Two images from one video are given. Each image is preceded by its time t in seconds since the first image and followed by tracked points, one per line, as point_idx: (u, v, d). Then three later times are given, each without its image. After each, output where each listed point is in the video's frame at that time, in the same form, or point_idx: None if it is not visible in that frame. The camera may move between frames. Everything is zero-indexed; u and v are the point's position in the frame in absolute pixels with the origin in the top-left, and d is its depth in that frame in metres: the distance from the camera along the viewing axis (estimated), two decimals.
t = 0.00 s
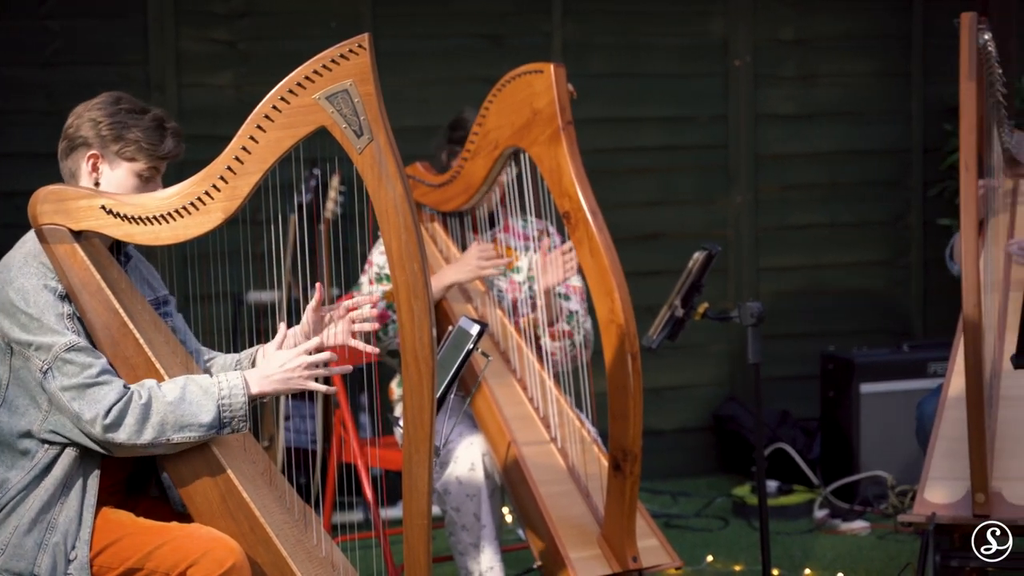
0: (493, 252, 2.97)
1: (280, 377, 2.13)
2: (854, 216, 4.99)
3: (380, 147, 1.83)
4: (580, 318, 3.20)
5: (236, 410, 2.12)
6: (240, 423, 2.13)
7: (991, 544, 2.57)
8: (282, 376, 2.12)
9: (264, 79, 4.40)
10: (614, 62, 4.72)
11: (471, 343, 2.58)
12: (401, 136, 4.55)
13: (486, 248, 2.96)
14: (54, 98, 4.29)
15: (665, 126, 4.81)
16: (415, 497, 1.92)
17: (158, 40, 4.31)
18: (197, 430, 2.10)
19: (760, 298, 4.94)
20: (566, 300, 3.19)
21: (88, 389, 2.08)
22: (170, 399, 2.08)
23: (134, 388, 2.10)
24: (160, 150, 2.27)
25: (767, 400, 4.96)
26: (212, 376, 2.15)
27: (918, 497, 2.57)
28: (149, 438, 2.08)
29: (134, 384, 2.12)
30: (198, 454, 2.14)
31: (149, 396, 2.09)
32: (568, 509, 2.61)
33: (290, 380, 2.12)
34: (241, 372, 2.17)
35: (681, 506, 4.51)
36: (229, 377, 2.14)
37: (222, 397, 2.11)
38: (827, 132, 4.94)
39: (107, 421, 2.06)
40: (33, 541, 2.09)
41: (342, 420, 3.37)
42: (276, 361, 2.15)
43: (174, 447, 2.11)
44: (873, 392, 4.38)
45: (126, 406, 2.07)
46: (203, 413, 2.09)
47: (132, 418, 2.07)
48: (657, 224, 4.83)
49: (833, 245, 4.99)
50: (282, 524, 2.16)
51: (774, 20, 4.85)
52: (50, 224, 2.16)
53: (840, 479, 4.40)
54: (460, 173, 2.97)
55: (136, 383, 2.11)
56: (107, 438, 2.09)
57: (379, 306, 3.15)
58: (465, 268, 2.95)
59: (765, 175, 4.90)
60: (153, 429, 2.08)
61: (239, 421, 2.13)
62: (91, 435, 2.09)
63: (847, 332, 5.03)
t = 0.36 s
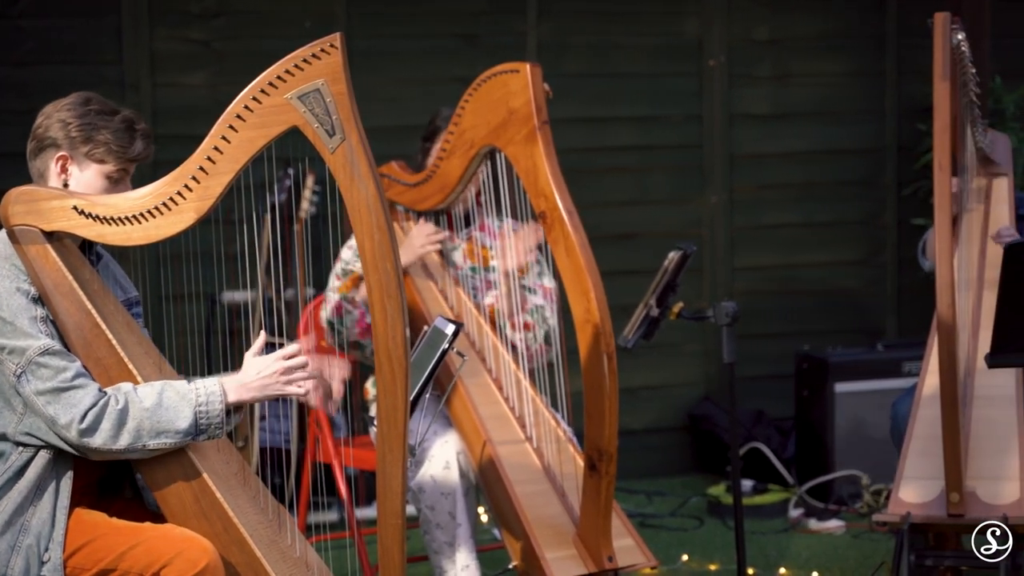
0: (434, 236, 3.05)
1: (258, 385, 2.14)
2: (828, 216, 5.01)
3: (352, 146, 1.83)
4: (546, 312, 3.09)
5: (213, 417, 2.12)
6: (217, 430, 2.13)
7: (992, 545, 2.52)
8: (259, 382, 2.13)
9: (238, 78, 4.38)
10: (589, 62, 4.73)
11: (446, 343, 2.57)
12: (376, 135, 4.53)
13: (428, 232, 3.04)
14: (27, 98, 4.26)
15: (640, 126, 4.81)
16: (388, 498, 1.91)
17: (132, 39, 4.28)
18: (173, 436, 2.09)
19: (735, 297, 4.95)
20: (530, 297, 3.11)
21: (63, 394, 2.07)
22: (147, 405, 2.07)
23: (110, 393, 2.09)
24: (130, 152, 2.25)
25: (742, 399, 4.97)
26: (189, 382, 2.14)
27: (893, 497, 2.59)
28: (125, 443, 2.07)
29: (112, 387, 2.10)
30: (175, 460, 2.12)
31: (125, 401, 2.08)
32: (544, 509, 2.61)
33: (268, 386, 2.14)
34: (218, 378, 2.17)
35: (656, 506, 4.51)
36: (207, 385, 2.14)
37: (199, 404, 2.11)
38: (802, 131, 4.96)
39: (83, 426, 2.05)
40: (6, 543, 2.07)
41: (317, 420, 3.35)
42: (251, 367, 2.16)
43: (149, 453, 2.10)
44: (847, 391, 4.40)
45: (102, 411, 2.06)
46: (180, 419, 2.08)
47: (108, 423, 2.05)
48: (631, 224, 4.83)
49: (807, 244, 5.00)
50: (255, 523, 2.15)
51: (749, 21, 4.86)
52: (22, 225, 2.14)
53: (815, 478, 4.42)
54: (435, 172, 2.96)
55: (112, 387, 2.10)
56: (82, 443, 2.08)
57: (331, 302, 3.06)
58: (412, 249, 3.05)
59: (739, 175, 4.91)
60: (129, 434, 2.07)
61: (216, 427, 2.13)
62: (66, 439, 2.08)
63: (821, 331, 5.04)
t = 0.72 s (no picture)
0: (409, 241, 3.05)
1: (229, 387, 2.13)
2: (801, 215, 5.03)
3: (328, 146, 1.82)
4: (501, 310, 3.14)
5: (187, 415, 2.11)
6: (191, 429, 2.12)
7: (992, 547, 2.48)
8: (233, 385, 2.13)
9: (211, 77, 4.35)
10: (562, 61, 4.73)
11: (420, 342, 2.55)
12: (348, 135, 4.51)
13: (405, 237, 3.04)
14: None
15: (614, 125, 4.82)
16: (363, 497, 1.91)
17: (104, 39, 4.26)
18: (147, 433, 2.08)
19: (708, 297, 4.96)
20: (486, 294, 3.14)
21: (37, 390, 2.06)
22: (121, 403, 2.07)
23: (84, 389, 2.08)
24: (105, 148, 2.22)
25: (715, 399, 4.98)
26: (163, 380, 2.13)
27: (865, 497, 2.62)
28: (99, 440, 2.06)
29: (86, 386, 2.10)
30: (150, 458, 2.13)
31: (100, 398, 2.07)
32: (517, 509, 2.60)
33: (241, 389, 2.14)
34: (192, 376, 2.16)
35: (629, 505, 4.52)
36: (181, 382, 2.12)
37: (173, 401, 2.10)
38: (775, 131, 4.98)
39: (56, 422, 2.04)
40: None
41: (291, 419, 3.33)
42: (224, 368, 2.15)
43: (122, 450, 2.10)
44: (820, 390, 4.41)
45: (76, 408, 2.06)
46: (154, 415, 2.08)
47: (82, 419, 2.05)
48: (605, 223, 4.83)
49: (780, 243, 5.02)
50: (229, 523, 2.15)
51: (722, 21, 4.87)
52: None
53: (787, 477, 4.44)
54: (408, 171, 2.94)
55: (85, 384, 2.09)
56: (57, 440, 2.07)
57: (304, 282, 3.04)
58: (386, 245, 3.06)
59: (712, 175, 4.92)
60: (103, 431, 2.06)
61: (190, 426, 2.12)
62: (41, 436, 2.08)
63: (794, 330, 5.06)
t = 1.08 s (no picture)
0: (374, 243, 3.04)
1: (176, 378, 2.12)
2: (773, 214, 5.05)
3: (296, 145, 1.81)
4: (470, 308, 3.07)
5: (145, 408, 2.10)
6: (151, 421, 2.11)
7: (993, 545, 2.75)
8: (177, 374, 2.12)
9: (182, 76, 4.32)
10: (534, 61, 4.73)
11: (392, 341, 2.54)
12: (320, 133, 4.49)
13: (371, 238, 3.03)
14: None
15: (586, 124, 4.82)
16: (333, 496, 1.91)
17: (75, 38, 4.22)
18: (108, 434, 2.08)
19: (679, 296, 4.97)
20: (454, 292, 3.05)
21: None
22: (77, 408, 2.06)
23: (42, 396, 2.08)
24: (85, 152, 2.24)
25: (686, 398, 4.99)
26: (118, 378, 2.12)
27: (837, 495, 2.64)
28: (62, 445, 2.07)
29: (44, 391, 2.09)
30: (115, 455, 2.12)
31: (57, 403, 2.07)
32: (488, 507, 2.59)
33: (185, 377, 2.12)
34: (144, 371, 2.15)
35: (601, 504, 4.52)
36: (135, 378, 2.12)
37: (129, 398, 2.10)
38: (746, 130, 4.99)
39: (16, 435, 2.05)
40: None
41: (262, 419, 3.31)
42: (170, 360, 2.14)
43: (87, 453, 2.10)
44: (791, 390, 4.43)
45: (33, 417, 2.06)
46: (112, 416, 2.07)
47: (41, 429, 2.06)
48: (576, 222, 4.84)
49: (751, 243, 5.04)
50: (199, 524, 2.15)
51: (694, 21, 4.89)
52: None
53: (759, 476, 4.46)
54: (380, 170, 2.92)
55: (44, 388, 2.09)
56: (21, 449, 2.09)
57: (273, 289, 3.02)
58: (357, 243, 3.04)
59: (684, 174, 4.94)
60: (64, 437, 2.06)
61: (150, 419, 2.11)
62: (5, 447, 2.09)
63: (766, 329, 5.08)
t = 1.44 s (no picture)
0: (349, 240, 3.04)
1: (129, 373, 2.12)
2: (741, 213, 5.06)
3: (261, 144, 1.79)
4: (453, 298, 3.06)
5: (103, 402, 2.09)
6: (110, 415, 2.10)
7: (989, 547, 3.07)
8: (132, 370, 2.11)
9: (149, 75, 4.29)
10: (503, 60, 4.73)
11: (360, 342, 2.53)
12: (288, 132, 4.47)
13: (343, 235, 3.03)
14: None
15: (555, 124, 4.82)
16: (300, 496, 1.90)
17: (42, 36, 4.18)
18: (66, 429, 2.06)
19: (648, 295, 4.98)
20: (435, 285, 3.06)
21: None
22: (34, 404, 2.05)
23: None
24: (50, 148, 2.22)
25: (655, 396, 5.00)
26: (74, 375, 2.11)
27: (805, 494, 2.65)
28: (20, 443, 2.05)
29: (2, 390, 2.08)
30: (78, 449, 2.11)
31: (13, 401, 2.05)
32: (457, 506, 2.58)
33: (140, 373, 2.12)
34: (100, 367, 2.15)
35: (570, 503, 4.53)
36: (91, 372, 2.11)
37: (86, 393, 2.08)
38: (714, 130, 5.00)
39: None
40: None
41: (230, 418, 3.29)
42: (125, 354, 2.13)
43: (46, 450, 2.08)
44: (759, 388, 4.45)
45: None
46: (69, 411, 2.06)
47: None
48: (546, 221, 4.84)
49: (720, 242, 5.05)
50: (166, 525, 2.15)
51: (663, 22, 4.90)
52: None
53: (727, 475, 4.47)
54: (349, 169, 2.90)
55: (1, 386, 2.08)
56: None
57: (244, 284, 3.01)
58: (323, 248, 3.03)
59: (652, 173, 4.95)
60: (22, 434, 2.04)
61: (109, 413, 2.10)
62: None
63: (734, 328, 5.10)
